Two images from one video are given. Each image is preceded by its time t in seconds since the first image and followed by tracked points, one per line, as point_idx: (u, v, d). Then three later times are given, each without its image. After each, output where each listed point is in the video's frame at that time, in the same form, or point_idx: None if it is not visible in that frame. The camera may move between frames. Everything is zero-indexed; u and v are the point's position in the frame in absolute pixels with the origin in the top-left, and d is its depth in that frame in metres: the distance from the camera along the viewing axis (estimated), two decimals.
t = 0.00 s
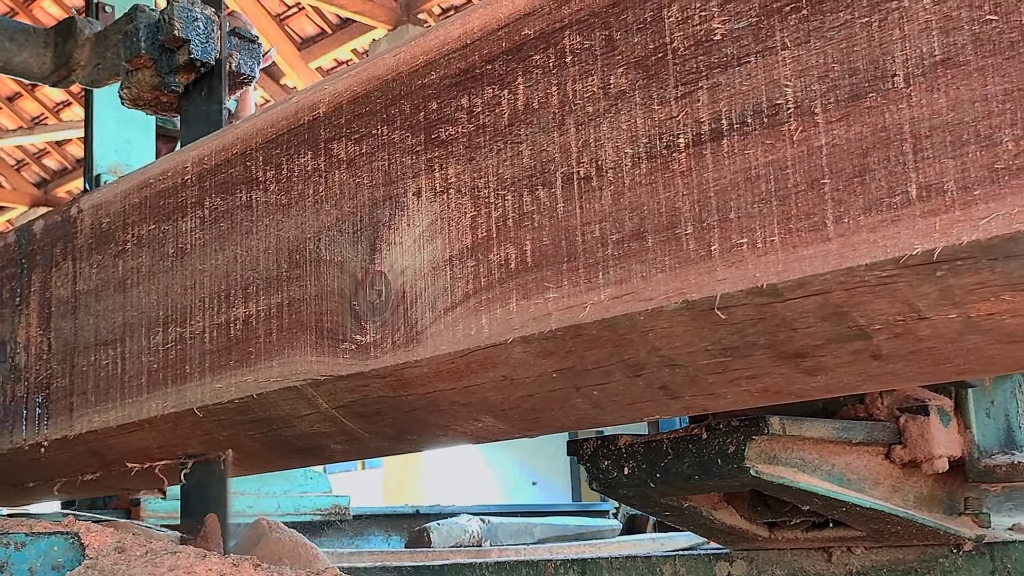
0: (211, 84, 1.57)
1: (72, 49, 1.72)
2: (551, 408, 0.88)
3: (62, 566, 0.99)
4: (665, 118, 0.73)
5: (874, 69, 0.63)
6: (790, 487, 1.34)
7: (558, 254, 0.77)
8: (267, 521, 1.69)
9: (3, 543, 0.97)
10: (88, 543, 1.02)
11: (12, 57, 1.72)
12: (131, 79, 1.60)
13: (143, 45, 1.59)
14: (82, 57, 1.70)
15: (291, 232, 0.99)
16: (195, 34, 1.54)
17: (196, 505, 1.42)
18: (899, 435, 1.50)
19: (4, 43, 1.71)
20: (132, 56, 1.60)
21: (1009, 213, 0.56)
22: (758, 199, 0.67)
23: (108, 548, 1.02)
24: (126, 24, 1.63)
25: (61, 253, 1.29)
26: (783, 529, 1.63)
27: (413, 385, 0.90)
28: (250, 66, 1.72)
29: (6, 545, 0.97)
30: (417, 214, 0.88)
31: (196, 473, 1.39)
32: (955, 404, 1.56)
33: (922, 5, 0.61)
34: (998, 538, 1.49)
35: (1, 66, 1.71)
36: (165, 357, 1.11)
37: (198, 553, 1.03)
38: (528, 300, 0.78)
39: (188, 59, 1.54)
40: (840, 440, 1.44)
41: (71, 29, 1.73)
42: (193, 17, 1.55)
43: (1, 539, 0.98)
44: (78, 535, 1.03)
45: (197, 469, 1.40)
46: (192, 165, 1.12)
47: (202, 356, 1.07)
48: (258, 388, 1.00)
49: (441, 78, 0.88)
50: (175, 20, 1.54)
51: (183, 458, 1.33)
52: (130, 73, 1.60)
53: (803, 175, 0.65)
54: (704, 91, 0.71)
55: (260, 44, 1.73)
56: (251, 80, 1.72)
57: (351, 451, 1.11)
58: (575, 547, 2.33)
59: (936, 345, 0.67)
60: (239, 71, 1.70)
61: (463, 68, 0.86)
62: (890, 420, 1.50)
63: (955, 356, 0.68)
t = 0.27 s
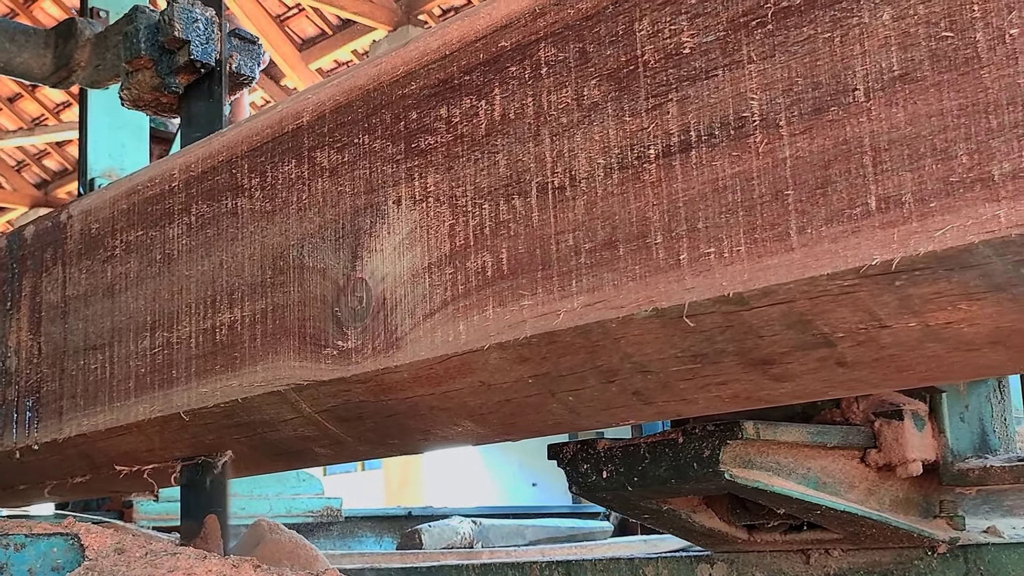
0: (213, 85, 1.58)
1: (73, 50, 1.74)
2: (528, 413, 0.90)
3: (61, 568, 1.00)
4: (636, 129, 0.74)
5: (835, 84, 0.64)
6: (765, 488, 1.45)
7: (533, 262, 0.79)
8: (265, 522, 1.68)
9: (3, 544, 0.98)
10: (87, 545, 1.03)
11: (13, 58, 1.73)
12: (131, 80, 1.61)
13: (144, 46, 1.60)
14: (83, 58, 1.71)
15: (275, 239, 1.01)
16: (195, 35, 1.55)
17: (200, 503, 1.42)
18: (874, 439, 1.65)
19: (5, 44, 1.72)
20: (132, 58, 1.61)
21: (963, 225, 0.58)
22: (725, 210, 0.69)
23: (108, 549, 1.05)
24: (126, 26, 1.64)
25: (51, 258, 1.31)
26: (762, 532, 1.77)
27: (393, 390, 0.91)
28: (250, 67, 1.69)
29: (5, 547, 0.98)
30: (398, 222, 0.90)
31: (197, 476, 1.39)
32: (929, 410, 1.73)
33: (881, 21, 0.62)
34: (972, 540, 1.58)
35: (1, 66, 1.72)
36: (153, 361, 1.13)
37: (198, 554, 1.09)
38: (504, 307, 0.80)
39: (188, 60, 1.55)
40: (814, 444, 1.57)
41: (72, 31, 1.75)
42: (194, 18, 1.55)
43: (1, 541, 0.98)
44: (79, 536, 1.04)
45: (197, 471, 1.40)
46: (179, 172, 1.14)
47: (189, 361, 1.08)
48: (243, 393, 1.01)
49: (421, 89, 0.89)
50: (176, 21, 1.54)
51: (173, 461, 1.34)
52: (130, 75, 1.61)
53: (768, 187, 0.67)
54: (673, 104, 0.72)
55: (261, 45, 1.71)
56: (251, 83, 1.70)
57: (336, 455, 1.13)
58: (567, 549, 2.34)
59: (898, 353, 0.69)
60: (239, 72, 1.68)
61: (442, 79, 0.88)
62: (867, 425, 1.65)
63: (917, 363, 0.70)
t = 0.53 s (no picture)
0: (213, 86, 1.60)
1: (73, 51, 1.74)
2: (506, 416, 0.91)
3: (62, 568, 0.96)
4: (609, 139, 0.75)
5: (800, 96, 0.66)
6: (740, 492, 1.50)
7: (509, 269, 0.80)
8: (267, 523, 1.67)
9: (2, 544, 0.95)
10: (88, 544, 1.00)
11: (13, 58, 1.73)
12: (131, 81, 1.62)
13: (144, 47, 1.61)
14: (82, 59, 1.71)
15: (260, 245, 1.02)
16: (196, 36, 1.57)
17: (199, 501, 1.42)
18: (851, 442, 1.69)
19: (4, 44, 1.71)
20: (132, 58, 1.62)
21: (920, 235, 0.60)
22: (693, 219, 0.70)
23: (108, 549, 1.01)
24: (126, 27, 1.65)
25: (42, 263, 1.32)
26: (743, 534, 1.82)
27: (374, 394, 0.93)
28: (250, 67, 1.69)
29: (5, 547, 0.95)
30: (379, 229, 0.91)
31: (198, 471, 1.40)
32: (907, 412, 1.77)
33: (844, 35, 0.64)
34: (946, 541, 1.64)
35: (1, 66, 1.72)
36: (140, 364, 1.14)
37: (199, 554, 1.04)
38: (481, 313, 0.82)
39: (189, 61, 1.57)
40: (792, 448, 1.62)
41: (71, 32, 1.75)
42: (195, 18, 1.57)
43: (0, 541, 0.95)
44: (78, 536, 1.01)
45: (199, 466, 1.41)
46: (166, 179, 1.15)
47: (175, 364, 1.10)
48: (229, 396, 1.03)
49: (401, 98, 0.91)
50: (176, 22, 1.56)
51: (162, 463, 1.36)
52: (130, 74, 1.63)
53: (735, 197, 0.68)
54: (644, 114, 0.74)
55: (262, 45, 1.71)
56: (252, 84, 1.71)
57: (321, 457, 1.14)
58: (558, 550, 2.36)
59: (862, 359, 0.70)
60: (240, 73, 1.68)
61: (422, 88, 0.89)
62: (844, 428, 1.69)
63: (881, 369, 0.72)
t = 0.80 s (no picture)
0: (214, 86, 1.56)
1: (74, 50, 1.78)
2: (487, 418, 0.93)
3: (63, 567, 0.97)
4: (585, 147, 0.77)
5: (769, 106, 0.67)
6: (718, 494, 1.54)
7: (489, 274, 0.82)
8: (267, 523, 1.68)
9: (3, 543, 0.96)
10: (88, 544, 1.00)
11: (14, 58, 1.79)
12: (133, 80, 1.60)
13: (145, 45, 1.59)
14: (84, 58, 1.74)
15: (247, 249, 1.04)
16: (197, 35, 1.53)
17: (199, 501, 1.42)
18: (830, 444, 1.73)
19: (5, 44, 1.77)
20: (132, 57, 1.60)
21: (883, 242, 0.61)
22: (666, 226, 0.71)
23: (107, 548, 1.01)
24: (127, 26, 1.66)
25: (34, 266, 1.33)
26: (725, 534, 1.87)
27: (358, 397, 0.94)
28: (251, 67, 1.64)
29: (6, 545, 0.96)
30: (363, 233, 0.92)
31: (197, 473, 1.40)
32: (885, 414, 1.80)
33: (811, 46, 0.65)
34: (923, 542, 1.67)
35: (2, 65, 1.77)
36: (130, 367, 1.16)
37: (199, 554, 1.04)
38: (461, 317, 0.83)
39: (189, 60, 1.53)
40: (771, 450, 1.66)
41: (72, 32, 1.78)
42: (195, 17, 1.54)
43: (1, 540, 0.96)
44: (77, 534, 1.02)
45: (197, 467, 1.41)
46: (156, 183, 1.16)
47: (165, 367, 1.11)
48: (217, 399, 1.04)
49: (385, 105, 0.92)
50: (177, 21, 1.53)
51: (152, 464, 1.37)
52: (131, 74, 1.60)
53: (706, 204, 0.69)
54: (619, 123, 0.75)
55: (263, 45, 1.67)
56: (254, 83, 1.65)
57: (308, 458, 1.17)
58: (550, 550, 2.37)
59: (830, 363, 0.72)
60: (240, 73, 1.63)
61: (404, 95, 0.90)
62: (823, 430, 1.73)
63: (849, 373, 0.73)
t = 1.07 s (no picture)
0: (214, 87, 1.57)
1: (73, 50, 1.78)
2: (469, 421, 0.95)
3: (63, 567, 0.97)
4: (564, 155, 0.78)
5: (742, 116, 0.68)
6: (698, 495, 1.61)
7: (470, 280, 0.83)
8: (267, 523, 1.69)
9: (5, 544, 0.96)
10: (89, 544, 1.01)
11: (14, 58, 1.81)
12: (133, 81, 1.60)
13: (146, 46, 1.58)
14: (84, 59, 1.74)
15: (235, 254, 1.05)
16: (197, 35, 1.52)
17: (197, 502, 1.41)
18: (812, 446, 1.80)
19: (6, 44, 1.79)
20: (133, 57, 1.60)
21: (851, 251, 0.62)
22: (642, 233, 0.73)
23: (108, 549, 1.02)
24: (128, 26, 1.65)
25: (27, 270, 1.35)
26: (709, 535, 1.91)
27: (344, 400, 0.96)
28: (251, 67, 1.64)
29: (7, 546, 0.96)
30: (348, 239, 0.94)
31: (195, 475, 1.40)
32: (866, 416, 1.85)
33: (783, 58, 0.66)
34: (905, 544, 1.72)
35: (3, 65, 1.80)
36: (121, 370, 1.17)
37: (198, 554, 1.06)
38: (443, 322, 0.84)
39: (190, 61, 1.53)
40: (753, 452, 1.73)
41: (73, 32, 1.79)
42: (196, 17, 1.53)
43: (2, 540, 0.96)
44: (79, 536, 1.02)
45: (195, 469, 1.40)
46: (146, 189, 1.18)
47: (155, 370, 1.12)
48: (206, 402, 1.05)
49: (370, 112, 0.93)
50: (176, 21, 1.52)
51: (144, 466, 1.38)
52: (131, 74, 1.60)
53: (681, 212, 0.71)
54: (597, 131, 0.76)
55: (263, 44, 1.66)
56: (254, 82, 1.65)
57: (296, 460, 1.19)
58: (545, 552, 2.37)
59: (803, 368, 0.74)
60: (240, 73, 1.62)
61: (389, 103, 0.92)
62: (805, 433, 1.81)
63: (821, 377, 0.75)
